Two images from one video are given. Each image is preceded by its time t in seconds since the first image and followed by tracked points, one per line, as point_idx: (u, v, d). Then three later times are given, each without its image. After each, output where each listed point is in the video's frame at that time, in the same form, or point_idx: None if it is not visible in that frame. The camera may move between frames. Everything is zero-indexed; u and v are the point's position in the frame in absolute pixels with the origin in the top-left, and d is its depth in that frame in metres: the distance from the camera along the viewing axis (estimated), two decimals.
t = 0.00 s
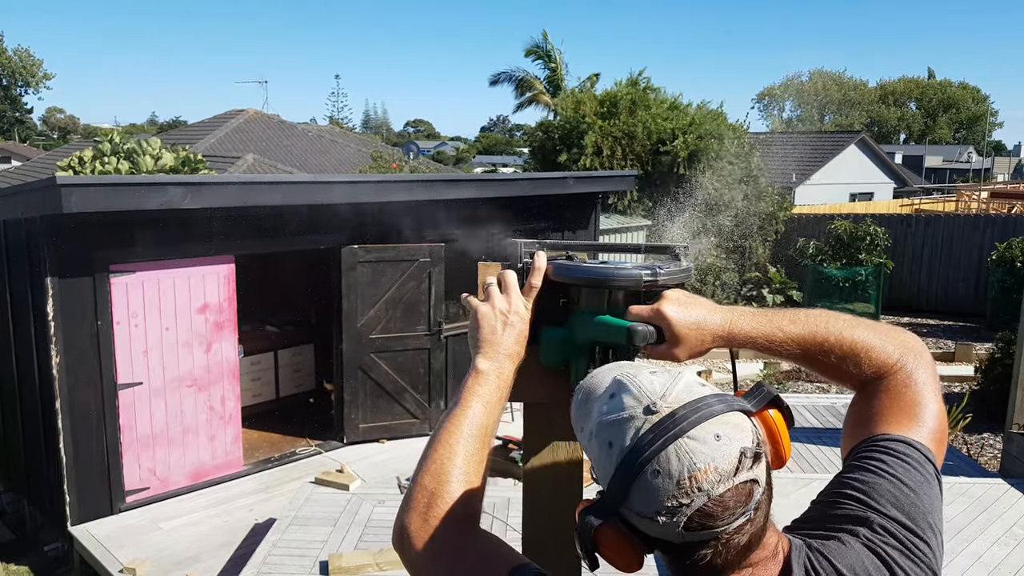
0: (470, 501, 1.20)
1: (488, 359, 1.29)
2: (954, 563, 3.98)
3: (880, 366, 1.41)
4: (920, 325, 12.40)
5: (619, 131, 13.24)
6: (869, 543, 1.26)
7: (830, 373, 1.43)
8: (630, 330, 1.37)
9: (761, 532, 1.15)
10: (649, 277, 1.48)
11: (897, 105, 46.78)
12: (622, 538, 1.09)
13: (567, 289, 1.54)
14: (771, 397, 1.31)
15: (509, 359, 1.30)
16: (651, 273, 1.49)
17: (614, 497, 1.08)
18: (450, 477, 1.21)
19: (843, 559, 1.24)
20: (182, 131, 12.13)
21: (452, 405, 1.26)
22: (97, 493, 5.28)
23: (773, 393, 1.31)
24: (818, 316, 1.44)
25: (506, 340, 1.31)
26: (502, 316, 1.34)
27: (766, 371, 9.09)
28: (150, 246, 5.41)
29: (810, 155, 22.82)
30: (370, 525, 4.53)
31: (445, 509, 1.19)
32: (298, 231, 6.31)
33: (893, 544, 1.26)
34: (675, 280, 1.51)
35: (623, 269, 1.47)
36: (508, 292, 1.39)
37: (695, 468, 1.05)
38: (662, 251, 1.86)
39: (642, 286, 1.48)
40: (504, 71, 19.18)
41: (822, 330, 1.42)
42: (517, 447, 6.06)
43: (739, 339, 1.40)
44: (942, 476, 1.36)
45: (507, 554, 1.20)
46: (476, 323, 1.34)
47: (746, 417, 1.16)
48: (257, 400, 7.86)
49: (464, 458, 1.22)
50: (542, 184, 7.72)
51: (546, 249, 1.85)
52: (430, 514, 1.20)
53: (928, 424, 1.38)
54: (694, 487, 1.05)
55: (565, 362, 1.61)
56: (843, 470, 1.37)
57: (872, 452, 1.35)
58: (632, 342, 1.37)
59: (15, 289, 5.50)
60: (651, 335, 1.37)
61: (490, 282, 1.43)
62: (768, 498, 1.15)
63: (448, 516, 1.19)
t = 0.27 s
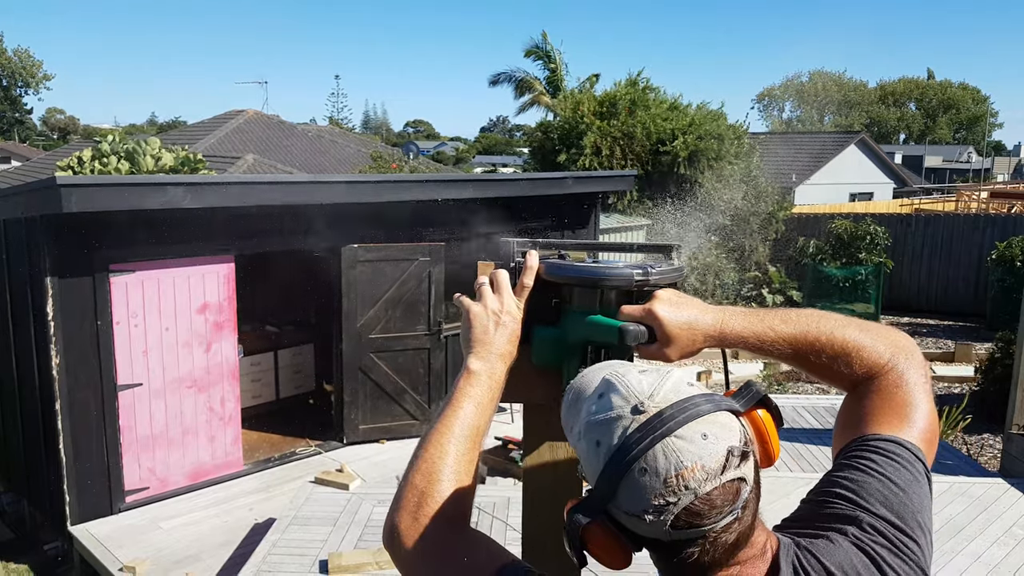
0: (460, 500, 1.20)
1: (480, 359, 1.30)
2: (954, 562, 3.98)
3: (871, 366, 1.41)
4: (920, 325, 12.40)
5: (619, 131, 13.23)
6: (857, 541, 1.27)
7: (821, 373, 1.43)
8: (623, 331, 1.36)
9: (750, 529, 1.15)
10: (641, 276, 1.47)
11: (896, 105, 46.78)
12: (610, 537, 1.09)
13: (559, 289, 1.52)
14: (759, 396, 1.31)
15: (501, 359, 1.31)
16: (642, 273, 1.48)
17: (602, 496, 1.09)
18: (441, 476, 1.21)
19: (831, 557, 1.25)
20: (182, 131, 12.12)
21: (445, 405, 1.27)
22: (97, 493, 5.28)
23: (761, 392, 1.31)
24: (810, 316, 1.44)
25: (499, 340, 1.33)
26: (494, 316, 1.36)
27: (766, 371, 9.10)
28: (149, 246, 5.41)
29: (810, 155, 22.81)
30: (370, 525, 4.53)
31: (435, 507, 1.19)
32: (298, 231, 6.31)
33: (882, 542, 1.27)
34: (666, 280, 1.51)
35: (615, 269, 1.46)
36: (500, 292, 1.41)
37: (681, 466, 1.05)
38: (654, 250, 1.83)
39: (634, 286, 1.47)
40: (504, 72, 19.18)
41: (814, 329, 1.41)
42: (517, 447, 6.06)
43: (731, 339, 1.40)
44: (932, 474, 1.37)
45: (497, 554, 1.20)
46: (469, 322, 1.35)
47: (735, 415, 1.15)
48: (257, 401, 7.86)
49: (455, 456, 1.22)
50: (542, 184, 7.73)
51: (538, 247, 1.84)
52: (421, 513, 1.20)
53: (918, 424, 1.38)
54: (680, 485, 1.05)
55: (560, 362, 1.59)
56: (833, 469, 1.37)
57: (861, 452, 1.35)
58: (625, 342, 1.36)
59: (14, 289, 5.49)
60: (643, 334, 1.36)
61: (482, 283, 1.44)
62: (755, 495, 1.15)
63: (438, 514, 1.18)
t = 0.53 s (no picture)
0: (454, 501, 1.20)
1: (474, 358, 1.30)
2: (954, 563, 3.98)
3: (864, 363, 1.41)
4: (920, 325, 12.40)
5: (619, 130, 13.22)
6: (851, 540, 1.26)
7: (814, 370, 1.42)
8: (616, 331, 1.35)
9: (742, 529, 1.15)
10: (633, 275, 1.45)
11: (897, 105, 46.75)
12: (602, 536, 1.09)
13: (553, 288, 1.49)
14: (754, 394, 1.31)
15: (495, 359, 1.31)
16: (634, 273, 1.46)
17: (595, 494, 1.08)
18: (436, 477, 1.21)
19: (824, 557, 1.24)
20: (182, 131, 12.12)
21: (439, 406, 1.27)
22: (97, 494, 5.28)
23: (754, 389, 1.30)
24: (803, 314, 1.44)
25: (492, 339, 1.32)
26: (488, 316, 1.35)
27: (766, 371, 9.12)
28: (149, 246, 5.41)
29: (810, 154, 22.81)
30: (370, 525, 4.53)
31: (430, 507, 1.19)
32: (298, 231, 6.31)
33: (875, 541, 1.26)
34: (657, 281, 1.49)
35: (609, 269, 1.44)
36: (494, 291, 1.40)
37: (675, 465, 1.05)
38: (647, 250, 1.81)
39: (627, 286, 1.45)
40: (504, 71, 19.17)
41: (806, 328, 1.41)
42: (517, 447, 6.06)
43: (724, 338, 1.40)
44: (924, 472, 1.37)
45: (491, 553, 1.21)
46: (462, 322, 1.35)
47: (728, 414, 1.15)
48: (257, 400, 7.86)
49: (449, 456, 1.22)
50: (542, 184, 7.73)
51: (532, 249, 1.81)
52: (416, 513, 1.20)
53: (911, 421, 1.38)
54: (673, 484, 1.05)
55: (552, 364, 1.55)
56: (826, 467, 1.37)
57: (854, 450, 1.35)
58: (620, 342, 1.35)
59: (14, 289, 5.49)
60: (636, 334, 1.35)
61: (475, 282, 1.43)
62: (748, 494, 1.14)
63: (432, 515, 1.19)
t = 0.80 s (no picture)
0: (450, 501, 1.20)
1: (467, 359, 1.30)
2: (954, 563, 3.98)
3: (854, 363, 1.41)
4: (920, 325, 12.39)
5: (618, 130, 13.21)
6: (845, 538, 1.25)
7: (805, 370, 1.43)
8: (607, 329, 1.37)
9: (737, 527, 1.15)
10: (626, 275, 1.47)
11: (897, 105, 46.75)
12: (598, 533, 1.09)
13: (546, 288, 1.50)
14: (748, 394, 1.31)
15: (488, 359, 1.31)
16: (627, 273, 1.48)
17: (591, 493, 1.08)
18: (431, 477, 1.21)
19: (820, 555, 1.23)
20: (182, 131, 12.12)
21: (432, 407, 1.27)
22: (97, 494, 5.28)
23: (750, 387, 1.32)
24: (793, 314, 1.45)
25: (485, 340, 1.33)
26: (480, 316, 1.36)
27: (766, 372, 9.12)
28: (149, 246, 5.41)
29: (810, 154, 22.80)
30: (370, 525, 4.53)
31: (426, 507, 1.20)
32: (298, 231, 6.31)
33: (870, 539, 1.25)
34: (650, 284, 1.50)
35: (601, 269, 1.45)
36: (486, 292, 1.41)
37: (670, 462, 1.05)
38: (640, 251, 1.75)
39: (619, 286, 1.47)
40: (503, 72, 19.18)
41: (798, 328, 1.43)
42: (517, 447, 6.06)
43: (716, 338, 1.41)
44: (917, 470, 1.36)
45: (487, 553, 1.21)
46: (456, 323, 1.35)
47: (722, 412, 1.15)
48: (257, 400, 7.87)
49: (444, 457, 1.22)
50: (542, 184, 7.73)
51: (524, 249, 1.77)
52: (411, 514, 1.20)
53: (903, 419, 1.37)
54: (669, 482, 1.05)
55: (544, 363, 1.56)
56: (819, 466, 1.36)
57: (848, 448, 1.34)
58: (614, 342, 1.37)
59: (15, 289, 5.49)
60: (627, 333, 1.37)
61: (469, 282, 1.45)
62: (743, 493, 1.14)
63: (429, 515, 1.19)
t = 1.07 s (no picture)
0: (443, 502, 1.20)
1: (460, 359, 1.30)
2: (954, 563, 3.98)
3: (847, 362, 1.41)
4: (920, 326, 12.39)
5: (617, 130, 13.21)
6: (838, 538, 1.25)
7: (798, 370, 1.43)
8: (601, 329, 1.36)
9: (730, 529, 1.14)
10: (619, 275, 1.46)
11: (897, 105, 46.75)
12: (590, 534, 1.09)
13: (539, 288, 1.48)
14: (742, 394, 1.31)
15: (481, 359, 1.31)
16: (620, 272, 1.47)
17: (583, 494, 1.08)
18: (424, 478, 1.21)
19: (812, 554, 1.23)
20: (182, 131, 12.12)
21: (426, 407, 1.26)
22: (97, 494, 5.28)
23: (741, 388, 1.30)
24: (786, 313, 1.45)
25: (479, 340, 1.32)
26: (474, 316, 1.35)
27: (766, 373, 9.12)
28: (149, 246, 5.41)
29: (810, 154, 22.80)
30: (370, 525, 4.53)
31: (419, 508, 1.20)
32: (298, 231, 6.31)
33: (862, 539, 1.25)
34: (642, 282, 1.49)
35: (594, 268, 1.44)
36: (480, 291, 1.40)
37: (662, 465, 1.05)
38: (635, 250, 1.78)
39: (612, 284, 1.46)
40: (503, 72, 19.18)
41: (790, 327, 1.43)
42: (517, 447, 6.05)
43: (709, 337, 1.41)
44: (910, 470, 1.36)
45: (480, 554, 1.22)
46: (449, 324, 1.34)
47: (715, 413, 1.15)
48: (257, 400, 7.87)
49: (438, 458, 1.22)
50: (542, 184, 7.73)
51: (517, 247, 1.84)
52: (405, 514, 1.20)
53: (896, 418, 1.37)
54: (661, 484, 1.05)
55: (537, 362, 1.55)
56: (811, 465, 1.35)
57: (840, 448, 1.34)
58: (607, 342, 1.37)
59: (15, 289, 5.49)
60: (621, 333, 1.37)
61: (462, 282, 1.43)
62: (736, 494, 1.14)
63: (422, 516, 1.19)
